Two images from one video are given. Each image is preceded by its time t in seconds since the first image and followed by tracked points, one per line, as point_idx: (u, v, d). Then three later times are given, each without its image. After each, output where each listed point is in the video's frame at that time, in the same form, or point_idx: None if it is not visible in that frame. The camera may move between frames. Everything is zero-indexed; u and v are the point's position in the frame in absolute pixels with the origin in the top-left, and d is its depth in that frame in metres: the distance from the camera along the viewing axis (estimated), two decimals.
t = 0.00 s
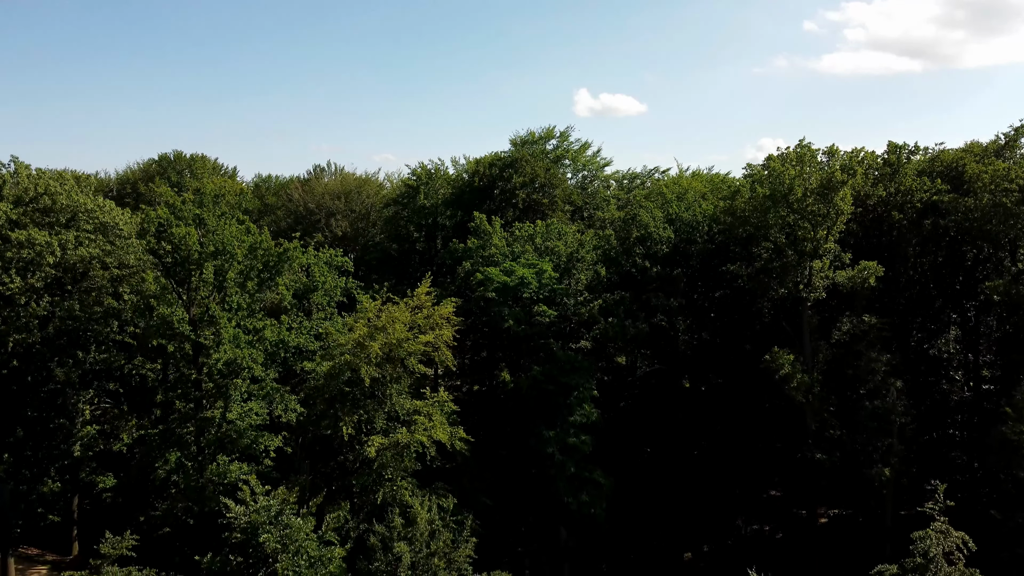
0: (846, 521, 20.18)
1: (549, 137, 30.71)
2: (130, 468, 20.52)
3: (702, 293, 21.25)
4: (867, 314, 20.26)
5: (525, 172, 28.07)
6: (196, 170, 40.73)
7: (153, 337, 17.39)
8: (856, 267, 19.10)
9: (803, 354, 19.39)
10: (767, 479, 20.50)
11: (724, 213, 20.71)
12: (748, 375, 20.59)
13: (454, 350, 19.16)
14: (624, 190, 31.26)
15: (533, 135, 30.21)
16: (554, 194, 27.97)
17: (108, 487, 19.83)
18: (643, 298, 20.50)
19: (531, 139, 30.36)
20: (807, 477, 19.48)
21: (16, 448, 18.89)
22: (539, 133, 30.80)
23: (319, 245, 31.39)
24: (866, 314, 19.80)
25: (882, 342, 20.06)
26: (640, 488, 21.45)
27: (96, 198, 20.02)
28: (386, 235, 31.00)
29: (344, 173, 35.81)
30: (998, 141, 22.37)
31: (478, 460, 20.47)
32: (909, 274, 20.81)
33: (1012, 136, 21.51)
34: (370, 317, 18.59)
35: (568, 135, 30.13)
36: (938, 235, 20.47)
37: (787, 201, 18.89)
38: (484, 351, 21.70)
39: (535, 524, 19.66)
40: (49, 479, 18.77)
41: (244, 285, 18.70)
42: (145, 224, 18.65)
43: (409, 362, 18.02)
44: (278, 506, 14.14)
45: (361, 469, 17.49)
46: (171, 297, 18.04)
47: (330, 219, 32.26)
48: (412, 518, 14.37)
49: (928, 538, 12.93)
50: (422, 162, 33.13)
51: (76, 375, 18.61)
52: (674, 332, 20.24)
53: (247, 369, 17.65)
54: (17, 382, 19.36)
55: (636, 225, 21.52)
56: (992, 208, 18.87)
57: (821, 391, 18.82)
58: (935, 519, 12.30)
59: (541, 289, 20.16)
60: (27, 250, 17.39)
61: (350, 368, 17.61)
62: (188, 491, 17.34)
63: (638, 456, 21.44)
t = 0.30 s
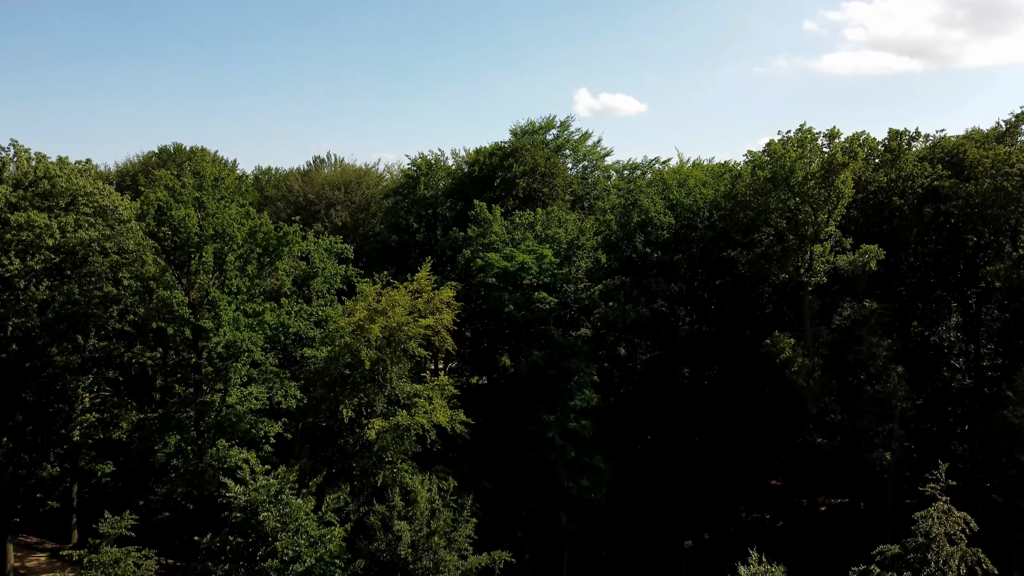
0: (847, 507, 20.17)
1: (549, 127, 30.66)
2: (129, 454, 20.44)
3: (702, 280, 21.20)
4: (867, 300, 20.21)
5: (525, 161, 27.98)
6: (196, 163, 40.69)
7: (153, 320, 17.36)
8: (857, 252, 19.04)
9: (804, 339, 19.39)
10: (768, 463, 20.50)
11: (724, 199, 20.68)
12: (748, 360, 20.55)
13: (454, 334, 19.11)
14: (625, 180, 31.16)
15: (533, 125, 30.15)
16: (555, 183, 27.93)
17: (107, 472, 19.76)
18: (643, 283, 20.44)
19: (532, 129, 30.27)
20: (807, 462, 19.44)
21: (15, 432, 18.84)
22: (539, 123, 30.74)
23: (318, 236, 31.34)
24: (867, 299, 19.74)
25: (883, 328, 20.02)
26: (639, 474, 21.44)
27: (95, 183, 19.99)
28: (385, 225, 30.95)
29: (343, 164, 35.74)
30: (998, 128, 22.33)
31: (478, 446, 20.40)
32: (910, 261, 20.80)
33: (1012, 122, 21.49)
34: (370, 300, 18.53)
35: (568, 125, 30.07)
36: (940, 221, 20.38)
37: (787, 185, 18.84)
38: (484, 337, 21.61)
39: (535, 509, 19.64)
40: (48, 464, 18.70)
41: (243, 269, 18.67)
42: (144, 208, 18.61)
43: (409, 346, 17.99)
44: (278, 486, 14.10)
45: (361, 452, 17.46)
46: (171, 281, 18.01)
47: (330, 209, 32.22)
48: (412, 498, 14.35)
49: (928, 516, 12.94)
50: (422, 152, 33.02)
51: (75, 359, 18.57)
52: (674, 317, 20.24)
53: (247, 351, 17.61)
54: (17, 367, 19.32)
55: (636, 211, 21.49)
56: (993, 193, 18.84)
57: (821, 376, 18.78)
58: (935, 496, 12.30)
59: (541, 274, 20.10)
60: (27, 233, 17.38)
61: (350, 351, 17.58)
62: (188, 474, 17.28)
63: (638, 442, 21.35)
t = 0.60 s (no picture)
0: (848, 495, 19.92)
1: (549, 117, 30.62)
2: (128, 439, 20.39)
3: (702, 266, 21.16)
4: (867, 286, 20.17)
5: (525, 150, 27.92)
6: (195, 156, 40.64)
7: (152, 302, 17.32)
8: (858, 236, 18.99)
9: (804, 324, 19.35)
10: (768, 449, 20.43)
11: (723, 184, 20.64)
12: (748, 346, 20.50)
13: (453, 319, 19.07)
14: (625, 170, 31.13)
15: (533, 115, 30.12)
16: (555, 172, 27.87)
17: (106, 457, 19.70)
18: (642, 269, 20.40)
19: (531, 119, 30.23)
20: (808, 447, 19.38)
21: (14, 416, 18.79)
22: (539, 113, 30.71)
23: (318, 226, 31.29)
24: (867, 284, 19.71)
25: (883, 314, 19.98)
26: (639, 460, 21.50)
27: (94, 168, 19.95)
28: (385, 216, 30.90)
29: (343, 156, 35.66)
30: (998, 115, 22.29)
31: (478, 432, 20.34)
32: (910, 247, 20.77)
33: (1012, 109, 21.47)
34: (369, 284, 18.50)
35: (568, 115, 30.04)
36: (940, 207, 20.34)
37: (788, 169, 18.80)
38: (484, 323, 21.56)
39: (535, 494, 19.60)
40: (47, 448, 18.65)
41: (243, 253, 18.63)
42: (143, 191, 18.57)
43: (409, 330, 17.95)
44: (276, 465, 14.09)
45: (361, 435, 17.46)
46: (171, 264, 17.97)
47: (329, 200, 32.16)
48: (411, 479, 14.31)
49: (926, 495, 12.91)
50: (422, 143, 32.99)
51: (75, 343, 18.53)
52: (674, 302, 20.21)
53: (246, 334, 17.57)
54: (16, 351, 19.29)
55: (636, 197, 21.45)
56: (993, 178, 18.81)
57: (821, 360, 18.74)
58: (934, 473, 12.28)
59: (541, 259, 20.05)
60: (26, 215, 17.34)
61: (349, 335, 17.52)
62: (187, 458, 17.19)
63: (638, 428, 21.41)
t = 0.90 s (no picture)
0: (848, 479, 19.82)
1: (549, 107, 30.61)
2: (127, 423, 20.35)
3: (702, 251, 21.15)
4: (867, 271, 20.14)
5: (525, 138, 27.91)
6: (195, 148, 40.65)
7: (151, 284, 17.31)
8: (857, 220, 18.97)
9: (803, 309, 19.33)
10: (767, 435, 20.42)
11: (723, 169, 20.63)
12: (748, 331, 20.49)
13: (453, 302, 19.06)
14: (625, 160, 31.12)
15: (533, 105, 30.12)
16: (555, 162, 27.85)
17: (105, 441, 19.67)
18: (642, 254, 20.40)
19: (531, 109, 30.22)
20: (807, 432, 19.38)
21: (13, 399, 18.78)
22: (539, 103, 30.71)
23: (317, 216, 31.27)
24: (867, 269, 19.69)
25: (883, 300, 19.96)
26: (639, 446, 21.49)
27: (94, 152, 19.96)
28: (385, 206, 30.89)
29: (343, 147, 35.64)
30: (998, 102, 22.27)
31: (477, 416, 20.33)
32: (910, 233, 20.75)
33: (1012, 95, 21.45)
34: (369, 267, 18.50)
35: (568, 104, 30.02)
36: (940, 192, 20.33)
37: (787, 153, 18.78)
38: (483, 309, 21.54)
39: (535, 478, 19.64)
40: (46, 432, 18.62)
41: (242, 236, 18.63)
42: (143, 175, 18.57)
43: (408, 312, 17.95)
44: (275, 443, 14.08)
45: (361, 418, 17.54)
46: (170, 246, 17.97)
47: (329, 190, 32.14)
48: (411, 458, 14.27)
49: (926, 474, 12.62)
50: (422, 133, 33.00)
51: (73, 326, 18.51)
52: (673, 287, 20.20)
53: (245, 316, 17.57)
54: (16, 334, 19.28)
55: (636, 183, 21.44)
56: (993, 162, 18.79)
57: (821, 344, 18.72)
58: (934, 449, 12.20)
59: (541, 244, 20.03)
60: (26, 197, 17.36)
61: (348, 317, 17.51)
62: (186, 442, 17.09)
63: (638, 415, 21.41)
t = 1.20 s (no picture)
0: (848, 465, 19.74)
1: (548, 97, 30.59)
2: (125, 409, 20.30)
3: (701, 237, 21.14)
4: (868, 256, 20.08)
5: (525, 127, 27.90)
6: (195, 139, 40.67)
7: (149, 266, 17.24)
8: (858, 204, 18.91)
9: (805, 293, 19.26)
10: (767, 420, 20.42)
11: (723, 154, 20.60)
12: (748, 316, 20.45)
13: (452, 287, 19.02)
14: (625, 150, 31.11)
15: (533, 94, 30.10)
16: (555, 150, 27.84)
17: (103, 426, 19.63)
18: (642, 238, 20.41)
19: (531, 98, 30.20)
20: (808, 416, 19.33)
21: (11, 382, 18.74)
22: (539, 93, 30.71)
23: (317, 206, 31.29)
24: (868, 254, 19.63)
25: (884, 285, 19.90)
26: (639, 432, 21.44)
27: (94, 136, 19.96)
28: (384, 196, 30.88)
29: (342, 138, 35.62)
30: (998, 88, 22.21)
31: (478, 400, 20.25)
32: (911, 219, 20.70)
33: (1012, 81, 21.41)
34: (369, 249, 18.44)
35: (568, 94, 30.02)
36: (942, 179, 20.24)
37: (787, 136, 18.74)
38: (484, 295, 21.49)
39: (535, 463, 19.64)
40: (45, 417, 18.59)
41: (241, 219, 18.59)
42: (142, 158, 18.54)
43: (408, 296, 17.92)
44: (275, 422, 14.06)
45: (360, 401, 17.51)
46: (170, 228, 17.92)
47: (329, 180, 32.16)
48: (411, 437, 14.23)
49: (928, 452, 12.39)
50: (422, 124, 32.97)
51: (73, 310, 18.50)
52: (673, 273, 20.20)
53: (245, 298, 17.54)
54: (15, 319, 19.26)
55: (636, 169, 21.41)
56: (995, 147, 18.72)
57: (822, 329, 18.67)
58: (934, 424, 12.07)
59: (541, 229, 20.02)
60: (25, 178, 17.42)
61: (348, 300, 17.49)
62: (185, 424, 17.06)
63: (638, 401, 21.43)
